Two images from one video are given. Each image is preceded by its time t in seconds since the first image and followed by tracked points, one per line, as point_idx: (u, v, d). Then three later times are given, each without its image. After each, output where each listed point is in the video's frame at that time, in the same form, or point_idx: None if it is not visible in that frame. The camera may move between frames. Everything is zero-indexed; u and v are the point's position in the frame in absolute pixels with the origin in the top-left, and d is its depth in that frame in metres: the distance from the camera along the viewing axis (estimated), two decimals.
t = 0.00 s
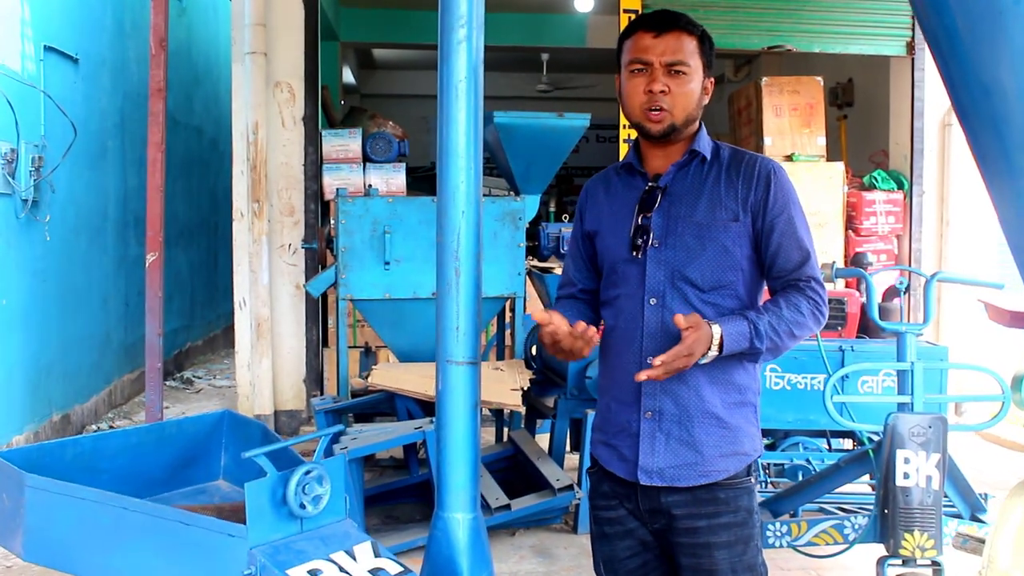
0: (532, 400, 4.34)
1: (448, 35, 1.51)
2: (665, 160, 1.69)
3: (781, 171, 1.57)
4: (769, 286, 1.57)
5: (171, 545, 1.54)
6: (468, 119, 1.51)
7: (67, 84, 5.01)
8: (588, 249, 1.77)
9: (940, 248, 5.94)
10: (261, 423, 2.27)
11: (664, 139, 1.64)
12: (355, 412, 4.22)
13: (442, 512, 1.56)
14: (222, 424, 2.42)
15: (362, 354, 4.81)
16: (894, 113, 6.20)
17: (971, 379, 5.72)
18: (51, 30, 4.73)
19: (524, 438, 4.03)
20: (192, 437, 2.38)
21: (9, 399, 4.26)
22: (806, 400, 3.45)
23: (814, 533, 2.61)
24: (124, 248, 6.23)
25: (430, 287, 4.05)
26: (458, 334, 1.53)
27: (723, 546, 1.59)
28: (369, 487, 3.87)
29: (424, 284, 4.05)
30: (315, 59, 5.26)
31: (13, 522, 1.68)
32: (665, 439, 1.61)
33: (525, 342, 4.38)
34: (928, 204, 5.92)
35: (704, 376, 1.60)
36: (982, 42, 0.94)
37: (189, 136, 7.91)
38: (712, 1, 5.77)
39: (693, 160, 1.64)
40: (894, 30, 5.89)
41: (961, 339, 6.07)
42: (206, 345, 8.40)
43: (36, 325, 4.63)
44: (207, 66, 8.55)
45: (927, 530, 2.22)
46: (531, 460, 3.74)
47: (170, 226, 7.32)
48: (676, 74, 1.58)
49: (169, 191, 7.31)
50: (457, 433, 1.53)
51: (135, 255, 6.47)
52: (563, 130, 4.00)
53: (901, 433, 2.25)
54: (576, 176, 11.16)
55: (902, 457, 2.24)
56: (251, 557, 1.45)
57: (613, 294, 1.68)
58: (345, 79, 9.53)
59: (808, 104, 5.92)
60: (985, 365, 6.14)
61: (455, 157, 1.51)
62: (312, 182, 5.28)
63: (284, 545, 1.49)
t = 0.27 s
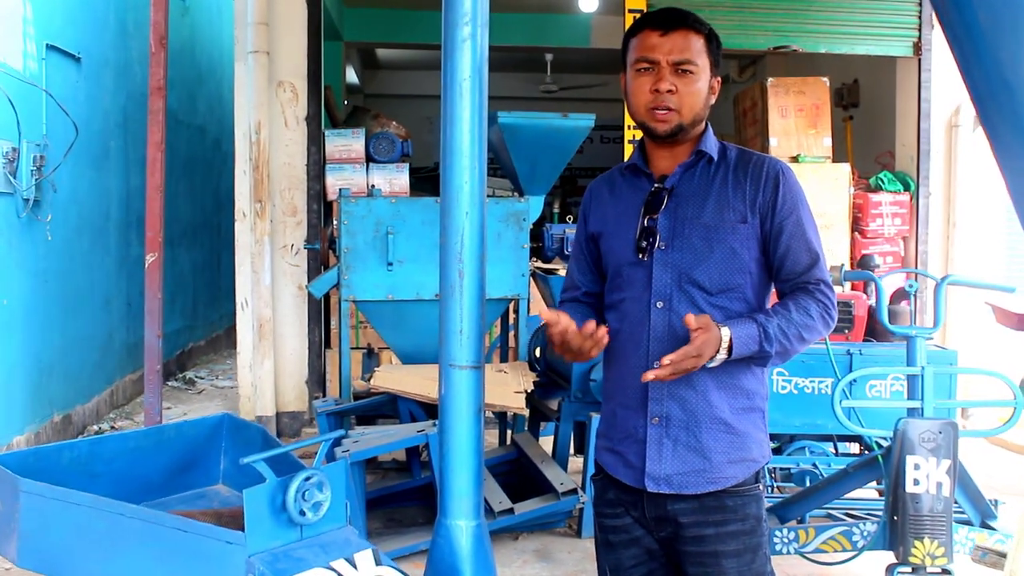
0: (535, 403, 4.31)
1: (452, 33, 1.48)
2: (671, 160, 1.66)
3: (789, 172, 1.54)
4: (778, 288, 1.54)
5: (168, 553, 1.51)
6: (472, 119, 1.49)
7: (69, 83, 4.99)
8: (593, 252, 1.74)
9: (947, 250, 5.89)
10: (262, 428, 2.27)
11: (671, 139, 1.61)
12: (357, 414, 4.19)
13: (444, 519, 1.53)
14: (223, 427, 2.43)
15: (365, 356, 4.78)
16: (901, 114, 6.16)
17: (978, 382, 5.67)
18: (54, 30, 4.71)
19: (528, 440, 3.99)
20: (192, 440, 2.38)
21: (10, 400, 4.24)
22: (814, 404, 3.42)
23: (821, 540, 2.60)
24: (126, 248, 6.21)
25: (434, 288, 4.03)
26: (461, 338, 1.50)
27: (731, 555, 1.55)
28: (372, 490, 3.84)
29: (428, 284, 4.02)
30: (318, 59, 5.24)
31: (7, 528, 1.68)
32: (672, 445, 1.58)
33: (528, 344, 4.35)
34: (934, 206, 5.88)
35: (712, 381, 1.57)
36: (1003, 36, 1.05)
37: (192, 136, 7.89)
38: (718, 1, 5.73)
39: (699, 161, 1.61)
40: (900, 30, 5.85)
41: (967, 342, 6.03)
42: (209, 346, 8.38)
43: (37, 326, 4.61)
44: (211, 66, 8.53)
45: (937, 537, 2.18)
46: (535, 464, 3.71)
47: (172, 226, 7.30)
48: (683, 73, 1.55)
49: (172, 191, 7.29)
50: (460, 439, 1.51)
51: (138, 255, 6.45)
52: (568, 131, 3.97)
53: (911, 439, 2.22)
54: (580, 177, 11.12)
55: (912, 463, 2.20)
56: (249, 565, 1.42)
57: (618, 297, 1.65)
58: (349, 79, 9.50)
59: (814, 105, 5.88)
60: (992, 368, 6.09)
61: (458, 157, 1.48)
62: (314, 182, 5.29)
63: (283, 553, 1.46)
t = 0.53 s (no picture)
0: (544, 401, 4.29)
1: (459, 28, 1.45)
2: (681, 156, 1.62)
3: (802, 168, 1.50)
4: (790, 287, 1.51)
5: (172, 558, 1.51)
6: (479, 115, 1.46)
7: (74, 82, 4.98)
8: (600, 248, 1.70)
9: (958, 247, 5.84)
10: (264, 430, 2.32)
11: (682, 136, 1.57)
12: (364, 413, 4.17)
13: (452, 522, 1.51)
14: (225, 429, 2.48)
15: (372, 355, 4.76)
16: (911, 111, 6.10)
17: (990, 381, 5.62)
18: (59, 28, 4.70)
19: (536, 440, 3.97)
20: (196, 441, 2.44)
21: (16, 400, 4.23)
22: (826, 404, 3.38)
23: (835, 543, 2.58)
24: (132, 246, 6.20)
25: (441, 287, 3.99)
26: (469, 338, 1.48)
27: (743, 559, 1.52)
28: (379, 491, 3.83)
29: (435, 283, 3.99)
30: (323, 56, 5.21)
31: (8, 532, 1.66)
32: (682, 447, 1.54)
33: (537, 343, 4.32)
34: (945, 203, 5.82)
35: (724, 381, 1.53)
36: None
37: (198, 134, 7.88)
38: None
39: (709, 156, 1.58)
40: (911, 26, 5.80)
41: (979, 340, 5.98)
42: (216, 344, 8.38)
43: (44, 325, 4.60)
44: (217, 64, 8.52)
45: (953, 540, 2.14)
46: (543, 463, 3.68)
47: (179, 225, 7.29)
48: (695, 69, 1.51)
49: (178, 189, 7.28)
50: (468, 442, 1.49)
51: (144, 254, 6.45)
52: (576, 128, 3.93)
53: (926, 440, 2.18)
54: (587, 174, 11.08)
55: (927, 464, 2.17)
56: (253, 570, 1.44)
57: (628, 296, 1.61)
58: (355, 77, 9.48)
59: (823, 101, 5.83)
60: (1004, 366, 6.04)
61: (465, 154, 1.46)
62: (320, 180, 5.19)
63: (287, 558, 1.47)
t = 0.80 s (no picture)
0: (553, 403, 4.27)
1: (471, 27, 1.44)
2: (694, 158, 1.59)
3: (816, 169, 1.48)
4: (805, 290, 1.48)
5: (175, 563, 1.50)
6: (490, 115, 1.44)
7: (85, 80, 4.99)
8: (612, 253, 1.67)
9: (972, 250, 5.78)
10: (272, 433, 2.30)
11: (696, 137, 1.55)
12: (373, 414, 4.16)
13: (460, 528, 1.49)
14: (233, 430, 2.48)
15: (380, 355, 4.75)
16: (925, 112, 6.05)
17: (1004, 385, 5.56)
18: (70, 26, 4.71)
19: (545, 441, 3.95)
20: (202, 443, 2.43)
21: (25, 398, 4.24)
22: (839, 408, 3.35)
23: (847, 548, 2.54)
24: (142, 245, 6.21)
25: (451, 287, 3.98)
26: (478, 342, 1.47)
27: (756, 566, 1.50)
28: (387, 492, 3.81)
29: (444, 283, 3.98)
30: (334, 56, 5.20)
31: (11, 535, 1.66)
32: (696, 454, 1.52)
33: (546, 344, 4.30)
34: (960, 205, 5.76)
35: (738, 387, 1.50)
36: None
37: (209, 133, 7.90)
38: None
39: (723, 159, 1.55)
40: (926, 26, 5.74)
41: (993, 345, 5.91)
42: (226, 343, 8.40)
43: (53, 323, 4.61)
44: (228, 63, 8.54)
45: (968, 548, 2.11)
46: (552, 466, 3.66)
47: (189, 223, 7.30)
48: (710, 69, 1.49)
49: (189, 187, 7.29)
50: (477, 447, 1.47)
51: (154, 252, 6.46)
52: (587, 128, 3.90)
53: (941, 446, 2.14)
54: (598, 175, 11.05)
55: (941, 471, 2.13)
56: None
57: (640, 300, 1.57)
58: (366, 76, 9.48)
59: (837, 103, 5.79)
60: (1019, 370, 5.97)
61: (476, 154, 1.44)
62: (331, 179, 5.16)
63: (293, 563, 1.46)
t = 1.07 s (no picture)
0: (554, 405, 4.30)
1: (470, 27, 1.42)
2: (695, 160, 1.57)
3: (820, 172, 1.46)
4: (810, 294, 1.46)
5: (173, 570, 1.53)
6: (491, 117, 1.43)
7: (83, 81, 4.97)
8: (613, 256, 1.65)
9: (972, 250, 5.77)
10: (270, 439, 2.31)
11: (696, 138, 1.53)
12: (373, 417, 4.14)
13: (461, 535, 1.47)
14: (232, 435, 2.49)
15: (380, 357, 4.73)
16: (926, 112, 6.03)
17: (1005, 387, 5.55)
18: (69, 27, 4.69)
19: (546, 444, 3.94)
20: (202, 448, 2.45)
21: (24, 401, 4.22)
22: (841, 410, 3.33)
23: (851, 552, 2.54)
24: (141, 246, 6.19)
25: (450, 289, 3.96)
26: (480, 346, 1.45)
27: (764, 571, 1.48)
28: (387, 495, 3.80)
29: (444, 284, 3.95)
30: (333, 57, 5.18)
31: (7, 541, 1.62)
32: (703, 461, 1.49)
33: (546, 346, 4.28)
34: (960, 205, 5.75)
35: (743, 392, 1.48)
36: None
37: (208, 134, 7.87)
38: None
39: (725, 162, 1.53)
40: (926, 26, 5.73)
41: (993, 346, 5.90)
42: (224, 344, 8.38)
43: (51, 325, 4.59)
44: (226, 64, 8.52)
45: (973, 552, 2.09)
46: (553, 468, 3.64)
47: (188, 224, 7.28)
48: (711, 70, 1.47)
49: (187, 189, 7.27)
50: (478, 454, 1.45)
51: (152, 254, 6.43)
52: (587, 129, 3.88)
53: (946, 449, 2.12)
54: (598, 175, 11.03)
55: (946, 474, 2.11)
56: None
57: (642, 305, 1.55)
58: (365, 76, 9.47)
59: (837, 103, 5.78)
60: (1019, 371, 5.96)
61: (476, 155, 1.43)
62: (331, 181, 5.12)
63: (294, 570, 1.50)
